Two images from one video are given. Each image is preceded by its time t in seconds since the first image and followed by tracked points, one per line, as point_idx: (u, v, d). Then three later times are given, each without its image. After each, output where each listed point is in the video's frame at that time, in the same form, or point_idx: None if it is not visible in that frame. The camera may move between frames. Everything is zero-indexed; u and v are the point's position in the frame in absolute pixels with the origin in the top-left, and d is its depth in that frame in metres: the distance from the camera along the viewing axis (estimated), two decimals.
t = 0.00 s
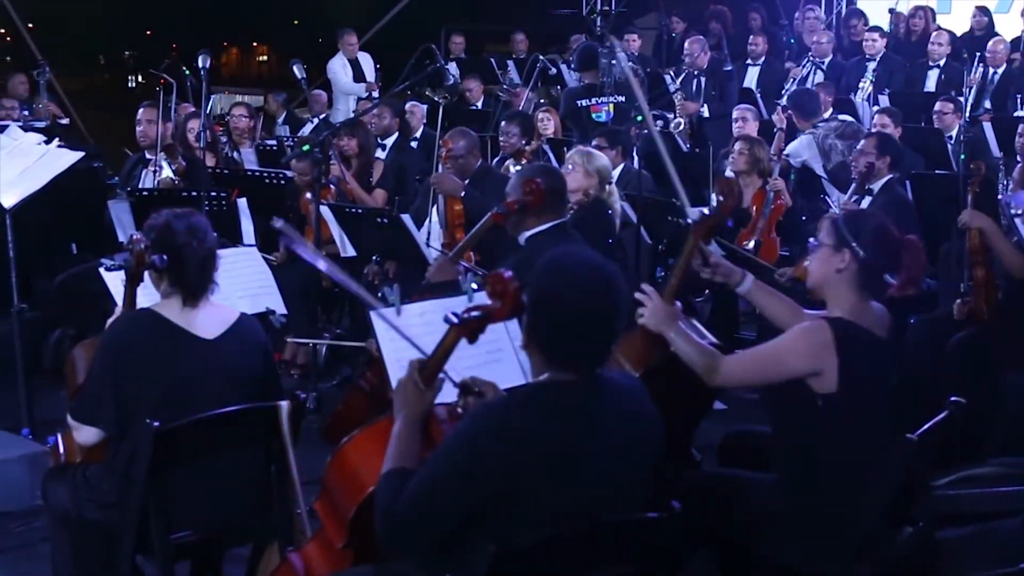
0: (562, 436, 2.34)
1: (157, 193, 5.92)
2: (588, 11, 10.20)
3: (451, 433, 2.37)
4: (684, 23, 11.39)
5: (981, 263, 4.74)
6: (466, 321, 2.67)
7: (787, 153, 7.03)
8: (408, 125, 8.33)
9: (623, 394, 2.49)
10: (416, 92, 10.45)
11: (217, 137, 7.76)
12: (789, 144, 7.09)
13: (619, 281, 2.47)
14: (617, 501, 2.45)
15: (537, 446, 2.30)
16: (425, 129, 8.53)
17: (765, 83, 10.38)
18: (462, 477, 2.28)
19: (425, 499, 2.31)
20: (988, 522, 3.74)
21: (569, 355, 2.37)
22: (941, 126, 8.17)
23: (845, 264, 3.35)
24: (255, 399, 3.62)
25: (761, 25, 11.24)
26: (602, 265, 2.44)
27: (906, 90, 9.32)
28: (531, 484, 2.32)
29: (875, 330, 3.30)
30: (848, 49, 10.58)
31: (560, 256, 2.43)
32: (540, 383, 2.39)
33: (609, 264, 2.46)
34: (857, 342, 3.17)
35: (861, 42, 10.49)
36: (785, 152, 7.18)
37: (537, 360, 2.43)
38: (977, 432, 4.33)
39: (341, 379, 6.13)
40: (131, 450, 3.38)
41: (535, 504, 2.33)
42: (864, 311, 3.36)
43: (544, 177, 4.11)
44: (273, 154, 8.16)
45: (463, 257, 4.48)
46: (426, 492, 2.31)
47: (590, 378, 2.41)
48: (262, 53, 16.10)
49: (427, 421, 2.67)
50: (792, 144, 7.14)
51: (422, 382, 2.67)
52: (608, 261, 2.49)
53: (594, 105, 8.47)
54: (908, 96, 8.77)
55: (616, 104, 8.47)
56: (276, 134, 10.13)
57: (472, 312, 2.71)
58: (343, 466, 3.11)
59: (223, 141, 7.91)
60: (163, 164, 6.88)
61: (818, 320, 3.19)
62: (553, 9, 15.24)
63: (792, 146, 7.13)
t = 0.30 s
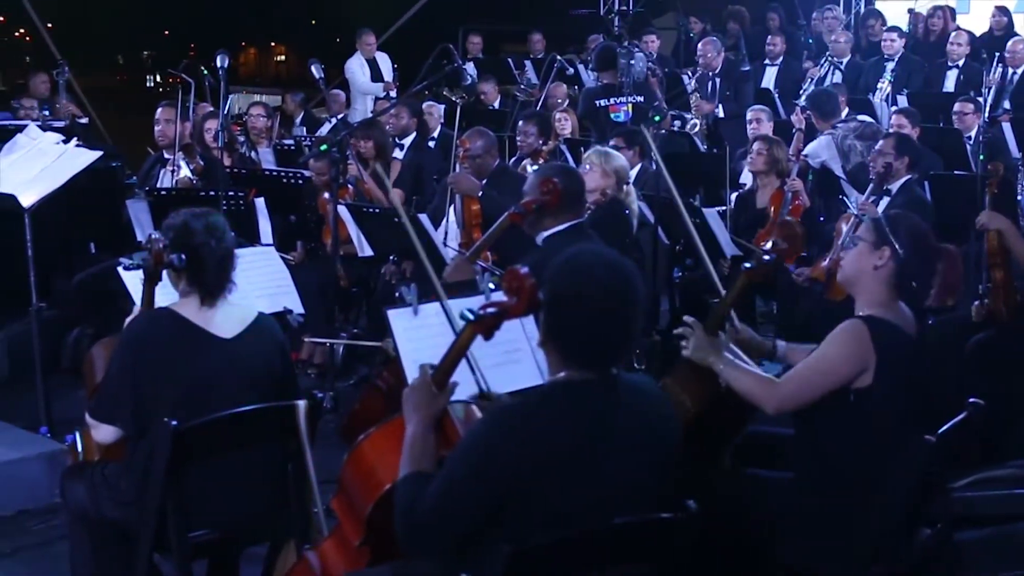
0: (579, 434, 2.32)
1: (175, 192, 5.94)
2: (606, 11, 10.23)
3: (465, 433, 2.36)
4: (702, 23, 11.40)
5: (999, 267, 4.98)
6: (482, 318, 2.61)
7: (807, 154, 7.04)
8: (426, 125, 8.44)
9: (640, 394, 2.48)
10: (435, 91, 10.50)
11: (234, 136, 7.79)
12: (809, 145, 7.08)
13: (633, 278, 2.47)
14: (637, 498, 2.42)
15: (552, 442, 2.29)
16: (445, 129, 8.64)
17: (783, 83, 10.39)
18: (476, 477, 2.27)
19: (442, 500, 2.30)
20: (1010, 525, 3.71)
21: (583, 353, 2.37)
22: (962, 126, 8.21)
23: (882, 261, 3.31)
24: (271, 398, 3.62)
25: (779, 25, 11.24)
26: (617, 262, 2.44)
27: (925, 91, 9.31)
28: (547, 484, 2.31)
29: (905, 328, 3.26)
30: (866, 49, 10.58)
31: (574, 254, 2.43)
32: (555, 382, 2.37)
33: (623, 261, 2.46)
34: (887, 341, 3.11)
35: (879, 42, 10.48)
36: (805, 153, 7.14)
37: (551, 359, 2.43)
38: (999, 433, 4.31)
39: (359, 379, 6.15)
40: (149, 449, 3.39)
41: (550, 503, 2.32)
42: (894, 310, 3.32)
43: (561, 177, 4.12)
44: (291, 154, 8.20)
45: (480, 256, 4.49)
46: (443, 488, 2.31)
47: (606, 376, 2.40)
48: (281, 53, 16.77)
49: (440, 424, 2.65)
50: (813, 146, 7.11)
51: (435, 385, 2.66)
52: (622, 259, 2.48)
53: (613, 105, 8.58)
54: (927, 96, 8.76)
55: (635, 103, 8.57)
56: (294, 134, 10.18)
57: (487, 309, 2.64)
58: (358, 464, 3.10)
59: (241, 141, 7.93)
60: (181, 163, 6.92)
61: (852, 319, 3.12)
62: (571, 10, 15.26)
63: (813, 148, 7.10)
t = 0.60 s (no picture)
0: (603, 436, 2.31)
1: (194, 192, 5.96)
2: (623, 12, 10.26)
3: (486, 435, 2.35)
4: (720, 23, 11.40)
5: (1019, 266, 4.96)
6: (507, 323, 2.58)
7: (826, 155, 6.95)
8: (444, 126, 8.50)
9: (664, 395, 2.46)
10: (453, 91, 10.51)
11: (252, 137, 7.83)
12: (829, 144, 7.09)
13: (649, 278, 2.47)
14: (659, 504, 2.41)
15: (576, 444, 2.28)
16: (462, 129, 8.71)
17: (802, 84, 10.39)
18: (496, 480, 2.26)
19: (465, 505, 2.29)
20: None
21: (599, 353, 2.36)
22: (981, 128, 8.19)
23: (855, 260, 3.24)
24: (290, 398, 3.63)
25: (799, 25, 11.22)
26: (632, 263, 2.45)
27: (944, 92, 9.30)
28: (573, 487, 2.29)
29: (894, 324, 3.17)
30: (886, 50, 10.56)
31: (588, 255, 2.43)
32: (576, 384, 2.36)
33: (637, 261, 2.46)
34: (900, 344, 3.13)
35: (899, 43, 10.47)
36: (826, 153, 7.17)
37: (568, 360, 2.42)
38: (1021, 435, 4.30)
39: (376, 379, 6.16)
40: (167, 447, 3.40)
41: (576, 504, 2.29)
42: (880, 307, 3.24)
43: (579, 178, 4.12)
44: (309, 154, 8.24)
45: (499, 257, 4.51)
46: (464, 489, 2.30)
47: (625, 379, 2.39)
48: (299, 53, 16.76)
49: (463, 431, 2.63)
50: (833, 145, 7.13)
51: (457, 391, 2.65)
52: (636, 259, 2.48)
53: (632, 105, 8.58)
54: (947, 97, 8.73)
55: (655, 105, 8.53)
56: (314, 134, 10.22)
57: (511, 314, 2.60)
58: (378, 465, 3.10)
59: (259, 141, 7.96)
60: (200, 163, 6.95)
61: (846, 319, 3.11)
62: (590, 10, 15.28)
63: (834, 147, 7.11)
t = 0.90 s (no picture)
0: (622, 434, 2.30)
1: (212, 192, 5.98)
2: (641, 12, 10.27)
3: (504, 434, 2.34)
4: (738, 24, 11.39)
5: None
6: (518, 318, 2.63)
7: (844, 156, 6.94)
8: (461, 126, 8.53)
9: (680, 395, 2.45)
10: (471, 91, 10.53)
11: (270, 137, 7.85)
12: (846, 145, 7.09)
13: (669, 273, 2.46)
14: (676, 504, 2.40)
15: (597, 442, 2.27)
16: (480, 129, 8.73)
17: (820, 84, 10.37)
18: (515, 479, 2.25)
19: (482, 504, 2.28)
20: None
21: (623, 349, 2.35)
22: (1001, 128, 8.16)
23: (830, 258, 3.34)
24: (308, 398, 3.63)
25: (817, 25, 11.20)
26: (653, 258, 2.44)
27: (963, 92, 9.27)
28: (590, 486, 2.28)
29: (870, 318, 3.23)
30: (905, 50, 10.54)
31: (609, 252, 2.43)
32: (594, 382, 2.35)
33: (658, 257, 2.45)
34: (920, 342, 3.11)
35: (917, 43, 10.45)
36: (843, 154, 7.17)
37: (590, 358, 2.40)
38: None
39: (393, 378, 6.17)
40: (186, 446, 3.40)
41: (595, 504, 2.29)
42: (862, 298, 3.28)
43: (595, 177, 4.12)
44: (327, 154, 8.26)
45: (517, 257, 4.51)
46: (487, 488, 2.29)
47: (643, 377, 2.38)
48: (316, 53, 16.81)
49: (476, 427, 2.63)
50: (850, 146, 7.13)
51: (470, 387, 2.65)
52: (656, 255, 2.48)
53: (649, 106, 8.62)
54: (966, 97, 8.70)
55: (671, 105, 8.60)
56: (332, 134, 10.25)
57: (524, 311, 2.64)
58: (392, 464, 3.10)
59: (277, 142, 7.99)
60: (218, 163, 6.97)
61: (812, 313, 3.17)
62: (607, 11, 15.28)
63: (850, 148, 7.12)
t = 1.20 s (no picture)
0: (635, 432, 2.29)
1: (228, 192, 5.99)
2: (657, 12, 10.27)
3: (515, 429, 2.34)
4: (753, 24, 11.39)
5: None
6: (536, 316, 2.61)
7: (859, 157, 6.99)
8: (476, 126, 8.54)
9: (696, 395, 2.43)
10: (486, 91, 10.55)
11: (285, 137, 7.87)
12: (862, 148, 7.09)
13: (684, 274, 2.45)
14: (691, 503, 2.38)
15: (606, 438, 2.26)
16: (495, 129, 8.75)
17: (835, 84, 10.36)
18: (523, 474, 2.24)
19: (490, 499, 2.28)
20: None
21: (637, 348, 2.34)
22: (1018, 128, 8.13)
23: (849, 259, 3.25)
24: (324, 398, 3.64)
25: (832, 25, 11.18)
26: (668, 259, 2.43)
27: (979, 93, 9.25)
28: (602, 482, 2.27)
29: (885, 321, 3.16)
30: (921, 50, 10.53)
31: (623, 252, 2.42)
32: (606, 379, 2.34)
33: (672, 257, 2.45)
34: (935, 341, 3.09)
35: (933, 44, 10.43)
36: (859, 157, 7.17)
37: (604, 356, 2.40)
38: None
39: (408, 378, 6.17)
40: (201, 445, 3.41)
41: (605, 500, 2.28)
42: (878, 301, 3.20)
43: (611, 177, 4.12)
44: (342, 154, 8.29)
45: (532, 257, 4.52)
46: (496, 482, 2.28)
47: (657, 376, 2.37)
48: (333, 54, 17.25)
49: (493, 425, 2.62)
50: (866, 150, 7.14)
51: (487, 384, 2.64)
52: (671, 256, 2.48)
53: (664, 106, 8.64)
54: (984, 97, 8.68)
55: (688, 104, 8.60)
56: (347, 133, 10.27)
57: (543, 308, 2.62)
58: (410, 463, 3.11)
59: (292, 142, 8.05)
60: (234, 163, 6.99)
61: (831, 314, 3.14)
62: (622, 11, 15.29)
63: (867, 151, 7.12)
